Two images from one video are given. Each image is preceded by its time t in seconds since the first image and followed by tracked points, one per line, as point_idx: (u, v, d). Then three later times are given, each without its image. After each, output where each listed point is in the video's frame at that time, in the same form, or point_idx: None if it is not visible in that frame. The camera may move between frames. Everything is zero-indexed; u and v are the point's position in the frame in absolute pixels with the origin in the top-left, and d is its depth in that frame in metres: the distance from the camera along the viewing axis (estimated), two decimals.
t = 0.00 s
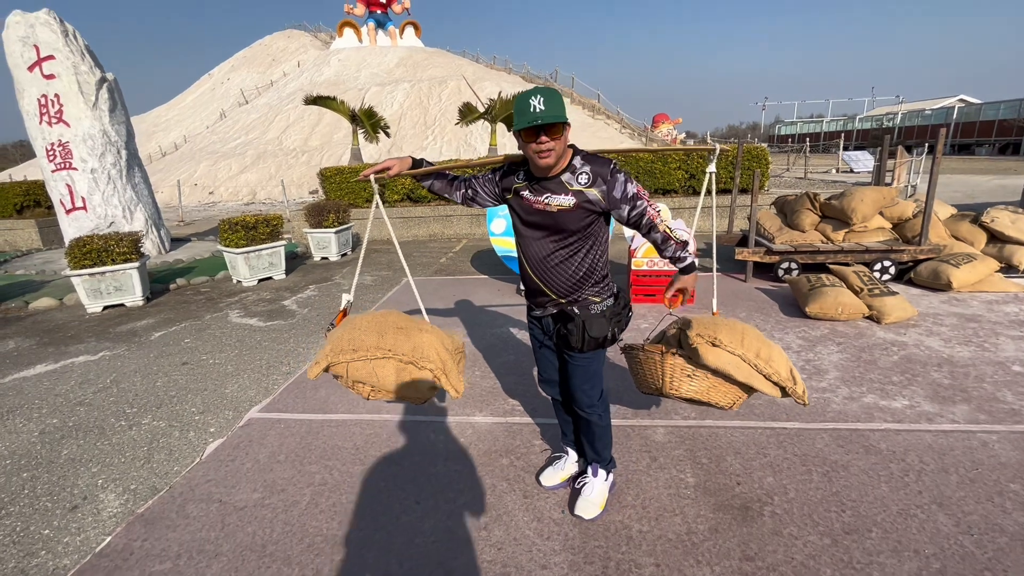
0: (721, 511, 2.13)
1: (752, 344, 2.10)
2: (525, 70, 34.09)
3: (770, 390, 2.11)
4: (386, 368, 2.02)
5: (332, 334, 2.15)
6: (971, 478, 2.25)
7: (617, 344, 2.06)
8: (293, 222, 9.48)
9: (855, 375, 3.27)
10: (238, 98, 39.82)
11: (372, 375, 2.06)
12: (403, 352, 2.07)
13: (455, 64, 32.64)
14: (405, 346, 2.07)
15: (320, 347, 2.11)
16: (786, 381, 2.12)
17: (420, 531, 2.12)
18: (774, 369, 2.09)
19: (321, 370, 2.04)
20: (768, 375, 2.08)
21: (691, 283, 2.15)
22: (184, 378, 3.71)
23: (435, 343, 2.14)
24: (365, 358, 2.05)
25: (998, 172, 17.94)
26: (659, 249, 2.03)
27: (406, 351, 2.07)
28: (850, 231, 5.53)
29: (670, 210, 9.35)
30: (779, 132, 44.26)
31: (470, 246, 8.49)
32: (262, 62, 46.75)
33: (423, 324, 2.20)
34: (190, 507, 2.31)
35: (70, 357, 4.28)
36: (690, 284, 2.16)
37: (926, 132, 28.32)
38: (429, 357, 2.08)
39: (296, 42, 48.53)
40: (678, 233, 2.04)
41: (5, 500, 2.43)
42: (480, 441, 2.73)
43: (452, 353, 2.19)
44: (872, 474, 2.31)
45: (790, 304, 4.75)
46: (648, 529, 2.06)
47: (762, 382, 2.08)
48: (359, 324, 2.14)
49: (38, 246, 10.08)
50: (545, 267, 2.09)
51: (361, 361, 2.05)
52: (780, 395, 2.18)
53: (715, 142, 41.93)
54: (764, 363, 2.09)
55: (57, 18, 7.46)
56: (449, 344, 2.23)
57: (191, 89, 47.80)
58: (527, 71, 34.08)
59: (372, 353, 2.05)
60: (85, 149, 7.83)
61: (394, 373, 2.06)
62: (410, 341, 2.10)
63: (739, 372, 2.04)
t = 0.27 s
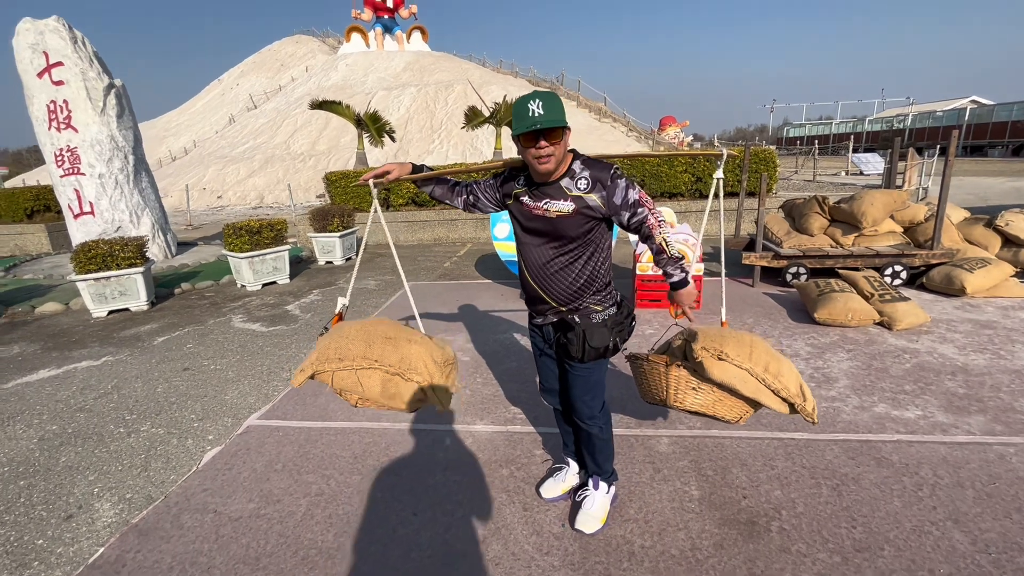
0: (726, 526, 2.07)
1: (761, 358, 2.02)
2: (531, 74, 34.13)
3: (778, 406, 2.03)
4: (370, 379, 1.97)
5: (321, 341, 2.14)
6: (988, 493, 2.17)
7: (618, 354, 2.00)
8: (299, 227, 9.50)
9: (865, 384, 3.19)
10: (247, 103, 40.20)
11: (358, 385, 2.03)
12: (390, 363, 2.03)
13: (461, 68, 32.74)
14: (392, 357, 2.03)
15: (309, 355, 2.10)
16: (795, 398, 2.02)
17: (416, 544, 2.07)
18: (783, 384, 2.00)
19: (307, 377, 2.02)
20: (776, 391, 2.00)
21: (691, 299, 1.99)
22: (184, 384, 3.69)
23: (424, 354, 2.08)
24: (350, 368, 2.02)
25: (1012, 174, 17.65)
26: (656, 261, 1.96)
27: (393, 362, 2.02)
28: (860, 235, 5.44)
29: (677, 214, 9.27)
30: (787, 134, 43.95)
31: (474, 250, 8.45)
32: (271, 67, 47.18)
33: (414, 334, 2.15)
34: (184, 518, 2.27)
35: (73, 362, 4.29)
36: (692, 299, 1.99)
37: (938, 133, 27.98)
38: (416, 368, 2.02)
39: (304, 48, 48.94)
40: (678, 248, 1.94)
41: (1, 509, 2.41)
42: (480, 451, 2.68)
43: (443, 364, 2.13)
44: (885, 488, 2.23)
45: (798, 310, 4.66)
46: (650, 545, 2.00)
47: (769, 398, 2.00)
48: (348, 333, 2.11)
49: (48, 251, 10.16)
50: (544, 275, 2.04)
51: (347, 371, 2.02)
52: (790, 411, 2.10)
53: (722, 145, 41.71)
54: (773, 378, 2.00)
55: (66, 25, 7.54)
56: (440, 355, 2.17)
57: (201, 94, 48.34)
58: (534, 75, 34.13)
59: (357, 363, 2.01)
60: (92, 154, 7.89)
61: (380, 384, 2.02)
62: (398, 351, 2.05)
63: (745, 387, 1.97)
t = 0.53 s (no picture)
0: (733, 538, 2.01)
1: (769, 366, 1.96)
2: (540, 77, 34.18)
3: (787, 416, 1.97)
4: (357, 380, 1.95)
5: (314, 339, 2.14)
6: (1007, 507, 2.09)
7: (621, 361, 1.95)
8: (306, 229, 9.54)
9: (878, 392, 3.10)
10: (259, 107, 40.64)
11: (346, 385, 2.01)
12: (379, 365, 2.00)
13: (470, 72, 32.85)
14: (381, 359, 2.00)
15: (302, 352, 2.10)
16: (806, 408, 1.97)
17: (414, 553, 2.03)
18: (793, 394, 1.95)
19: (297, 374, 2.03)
20: (786, 400, 1.94)
21: (697, 304, 1.94)
22: (188, 387, 3.69)
23: (414, 358, 2.05)
24: (338, 367, 2.01)
25: None
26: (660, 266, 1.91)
27: (382, 364, 2.00)
28: (872, 239, 5.33)
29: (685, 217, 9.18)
30: (798, 137, 43.56)
31: (481, 254, 8.43)
32: (282, 72, 47.68)
33: (407, 337, 2.12)
34: (183, 523, 2.23)
35: (81, 364, 4.31)
36: (698, 305, 1.94)
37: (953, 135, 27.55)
38: (404, 372, 1.99)
39: (314, 52, 49.42)
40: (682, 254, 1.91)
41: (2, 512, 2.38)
42: (481, 458, 2.63)
43: (433, 370, 2.08)
44: (898, 501, 2.15)
45: (809, 315, 4.57)
46: (654, 557, 1.94)
47: (778, 408, 1.95)
48: (341, 332, 2.11)
49: (61, 253, 10.29)
50: (546, 278, 2.00)
51: (335, 370, 2.01)
52: (800, 422, 2.04)
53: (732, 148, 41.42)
54: (782, 387, 1.95)
55: (79, 31, 7.64)
56: (432, 360, 2.13)
57: (213, 99, 48.97)
58: (543, 78, 34.19)
59: (345, 363, 2.00)
60: (104, 158, 7.98)
61: (367, 386, 2.00)
62: (388, 354, 2.02)
63: (753, 395, 1.91)
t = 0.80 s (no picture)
0: (745, 551, 1.95)
1: (787, 373, 1.90)
2: (550, 79, 34.15)
3: (807, 425, 1.91)
4: (356, 386, 1.93)
5: (313, 344, 2.12)
6: None
7: (628, 367, 1.90)
8: (315, 231, 9.58)
9: (896, 400, 3.02)
10: (271, 110, 41.05)
11: (345, 390, 1.99)
12: (379, 371, 1.98)
13: (480, 74, 32.92)
14: (382, 365, 1.98)
15: (301, 356, 2.08)
16: (826, 417, 1.91)
17: (417, 561, 1.99)
18: (812, 402, 1.89)
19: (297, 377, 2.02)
20: (805, 409, 1.88)
21: (706, 311, 1.88)
22: (195, 388, 3.69)
23: (415, 365, 2.03)
24: (338, 372, 1.98)
25: None
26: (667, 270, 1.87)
27: (382, 370, 1.98)
28: (889, 242, 5.22)
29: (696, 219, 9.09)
30: (811, 139, 43.06)
31: (489, 256, 8.41)
32: (294, 75, 48.16)
33: (407, 343, 2.10)
34: (186, 526, 2.21)
35: (91, 364, 4.34)
36: (706, 315, 1.89)
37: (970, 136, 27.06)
38: (405, 379, 1.97)
39: (326, 55, 49.82)
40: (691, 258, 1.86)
41: (8, 512, 2.38)
42: (486, 464, 2.59)
43: (433, 376, 2.07)
44: (918, 514, 2.08)
45: (823, 320, 4.48)
46: (662, 570, 1.89)
47: (797, 416, 1.89)
48: (341, 337, 2.09)
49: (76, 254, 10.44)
50: (552, 281, 1.95)
51: (334, 375, 1.99)
52: (820, 430, 1.98)
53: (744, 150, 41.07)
54: (801, 395, 1.89)
55: (94, 34, 7.75)
56: (433, 366, 2.11)
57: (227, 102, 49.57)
58: (553, 80, 34.16)
59: (345, 368, 1.98)
60: (118, 160, 8.07)
61: (367, 392, 1.98)
62: (388, 360, 2.00)
63: (771, 404, 1.85)
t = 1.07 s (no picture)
0: (758, 562, 1.89)
1: (808, 380, 1.86)
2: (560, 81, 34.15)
3: (828, 433, 1.87)
4: (363, 386, 1.92)
5: (321, 345, 2.11)
6: None
7: (637, 373, 1.85)
8: (325, 232, 9.62)
9: (914, 408, 2.93)
10: (283, 112, 41.45)
11: (353, 390, 1.98)
12: (386, 371, 1.97)
13: (490, 76, 32.98)
14: (389, 365, 1.97)
15: (309, 356, 2.08)
16: (848, 425, 1.87)
17: (421, 567, 1.96)
18: (833, 410, 1.84)
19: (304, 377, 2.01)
20: (826, 417, 1.84)
21: (718, 320, 1.82)
22: (203, 388, 3.70)
23: (422, 364, 2.00)
24: (345, 372, 1.97)
25: None
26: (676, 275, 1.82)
27: (389, 369, 1.96)
28: (906, 246, 5.11)
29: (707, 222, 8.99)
30: (824, 141, 42.61)
31: (498, 257, 8.38)
32: (306, 77, 48.62)
33: (416, 342, 2.07)
34: (190, 527, 2.20)
35: (102, 362, 4.36)
36: (718, 324, 1.83)
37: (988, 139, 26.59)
38: (412, 378, 1.95)
39: (338, 58, 50.21)
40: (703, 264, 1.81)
41: (15, 510, 2.38)
42: (493, 468, 2.56)
43: (442, 375, 2.03)
44: (939, 528, 2.01)
45: (837, 324, 4.39)
46: None
47: (818, 424, 1.85)
48: (348, 336, 2.08)
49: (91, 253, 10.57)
50: (561, 284, 1.91)
51: (341, 375, 1.98)
52: (840, 438, 1.93)
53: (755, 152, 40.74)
54: (822, 403, 1.85)
55: (110, 37, 7.85)
56: (441, 366, 2.08)
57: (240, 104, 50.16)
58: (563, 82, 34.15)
59: (352, 368, 1.97)
60: (131, 160, 8.16)
61: (375, 392, 1.96)
62: (395, 359, 1.98)
63: (791, 412, 1.81)
